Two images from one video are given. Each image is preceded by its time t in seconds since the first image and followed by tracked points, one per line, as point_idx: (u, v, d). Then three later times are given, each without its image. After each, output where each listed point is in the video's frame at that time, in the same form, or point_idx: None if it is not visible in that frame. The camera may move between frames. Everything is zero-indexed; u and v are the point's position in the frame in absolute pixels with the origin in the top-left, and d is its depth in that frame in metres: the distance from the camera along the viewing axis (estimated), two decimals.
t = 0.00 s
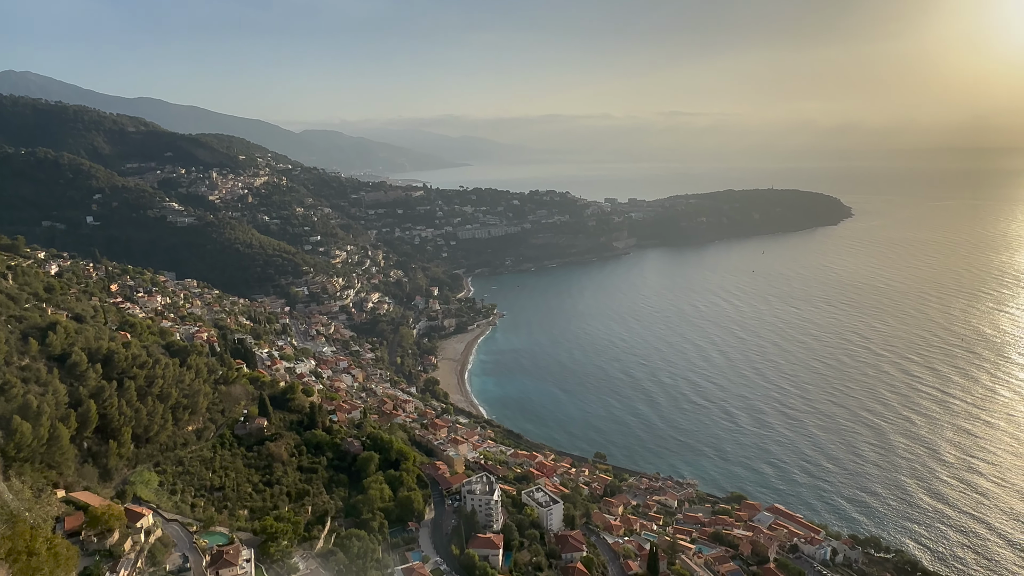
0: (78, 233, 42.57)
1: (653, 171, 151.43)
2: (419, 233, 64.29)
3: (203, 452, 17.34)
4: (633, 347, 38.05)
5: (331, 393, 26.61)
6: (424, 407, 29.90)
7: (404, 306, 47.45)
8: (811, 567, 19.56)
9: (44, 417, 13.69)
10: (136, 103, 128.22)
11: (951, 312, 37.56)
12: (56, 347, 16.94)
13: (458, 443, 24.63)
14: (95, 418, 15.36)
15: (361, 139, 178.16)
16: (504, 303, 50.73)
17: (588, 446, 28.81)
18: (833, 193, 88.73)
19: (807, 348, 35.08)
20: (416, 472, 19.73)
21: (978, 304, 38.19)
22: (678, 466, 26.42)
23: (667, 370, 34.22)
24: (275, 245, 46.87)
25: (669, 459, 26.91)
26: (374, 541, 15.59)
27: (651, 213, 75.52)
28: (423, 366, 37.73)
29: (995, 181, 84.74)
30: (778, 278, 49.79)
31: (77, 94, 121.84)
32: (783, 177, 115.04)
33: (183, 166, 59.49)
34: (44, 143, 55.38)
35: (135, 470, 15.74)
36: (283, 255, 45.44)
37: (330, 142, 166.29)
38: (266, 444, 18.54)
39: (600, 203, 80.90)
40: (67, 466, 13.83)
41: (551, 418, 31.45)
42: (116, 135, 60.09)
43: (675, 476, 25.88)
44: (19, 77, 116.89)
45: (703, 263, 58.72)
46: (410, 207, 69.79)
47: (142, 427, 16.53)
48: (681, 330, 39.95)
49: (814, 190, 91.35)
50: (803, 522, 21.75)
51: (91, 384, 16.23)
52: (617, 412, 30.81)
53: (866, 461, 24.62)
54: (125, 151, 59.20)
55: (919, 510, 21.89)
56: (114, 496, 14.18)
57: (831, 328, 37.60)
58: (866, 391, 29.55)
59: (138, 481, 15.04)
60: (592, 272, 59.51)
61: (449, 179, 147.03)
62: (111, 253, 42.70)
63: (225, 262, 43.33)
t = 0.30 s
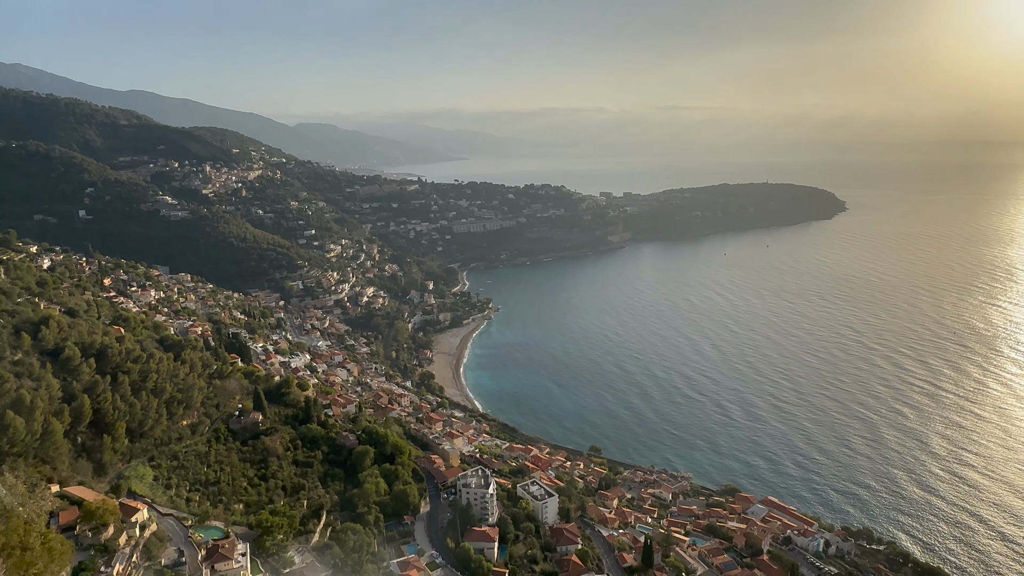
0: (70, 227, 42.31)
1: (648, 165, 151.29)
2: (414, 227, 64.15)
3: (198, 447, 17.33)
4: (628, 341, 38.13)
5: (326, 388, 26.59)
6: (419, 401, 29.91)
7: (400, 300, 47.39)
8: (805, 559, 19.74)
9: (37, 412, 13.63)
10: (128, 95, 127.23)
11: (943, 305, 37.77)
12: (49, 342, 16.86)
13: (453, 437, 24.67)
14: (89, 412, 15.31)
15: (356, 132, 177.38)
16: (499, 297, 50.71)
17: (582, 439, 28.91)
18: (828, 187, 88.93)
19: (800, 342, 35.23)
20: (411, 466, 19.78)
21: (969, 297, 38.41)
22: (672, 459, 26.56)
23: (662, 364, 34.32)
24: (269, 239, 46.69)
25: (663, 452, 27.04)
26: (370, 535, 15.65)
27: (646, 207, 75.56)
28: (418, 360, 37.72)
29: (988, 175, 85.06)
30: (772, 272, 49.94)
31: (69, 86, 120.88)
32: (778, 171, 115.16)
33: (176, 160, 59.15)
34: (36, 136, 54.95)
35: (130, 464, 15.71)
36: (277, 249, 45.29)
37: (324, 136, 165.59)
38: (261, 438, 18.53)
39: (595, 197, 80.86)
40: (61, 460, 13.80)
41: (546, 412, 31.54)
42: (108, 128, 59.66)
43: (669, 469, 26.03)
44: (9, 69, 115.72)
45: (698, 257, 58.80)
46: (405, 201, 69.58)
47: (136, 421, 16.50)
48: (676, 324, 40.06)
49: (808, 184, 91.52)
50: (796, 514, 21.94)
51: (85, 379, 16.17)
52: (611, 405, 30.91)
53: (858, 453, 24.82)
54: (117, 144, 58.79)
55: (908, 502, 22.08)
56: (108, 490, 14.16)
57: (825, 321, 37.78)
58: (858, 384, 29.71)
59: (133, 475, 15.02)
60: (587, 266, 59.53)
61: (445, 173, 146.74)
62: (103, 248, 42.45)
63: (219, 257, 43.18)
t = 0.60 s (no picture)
0: (59, 220, 41.92)
1: (641, 158, 151.34)
2: (406, 220, 63.96)
3: (190, 441, 17.28)
4: (620, 334, 38.23)
5: (318, 381, 26.54)
6: (411, 393, 29.91)
7: (392, 294, 47.28)
8: (795, 549, 19.99)
9: (27, 407, 13.53)
10: (116, 87, 125.87)
11: (931, 297, 38.08)
12: (38, 336, 16.72)
13: (446, 430, 24.69)
14: (79, 407, 15.21)
15: (347, 125, 176.37)
16: (491, 290, 50.69)
17: (574, 432, 29.03)
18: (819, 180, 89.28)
19: (790, 334, 35.44)
20: (404, 459, 19.79)
21: (957, 289, 38.72)
22: (664, 451, 26.71)
23: (654, 356, 34.46)
24: (261, 232, 46.43)
25: (655, 444, 27.20)
26: (363, 528, 15.71)
27: (638, 199, 75.63)
28: (411, 353, 37.68)
29: (977, 168, 85.59)
30: (763, 265, 50.15)
31: (55, 77, 119.43)
32: (769, 164, 115.50)
33: (165, 152, 58.63)
34: (22, 128, 54.30)
35: (121, 458, 15.65)
36: (268, 242, 45.05)
37: (315, 128, 164.57)
38: (253, 432, 18.49)
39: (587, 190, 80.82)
40: (52, 455, 13.72)
41: (539, 404, 31.62)
42: (96, 120, 59.02)
43: (661, 460, 26.19)
44: None
45: (690, 249, 58.94)
46: (396, 193, 69.32)
47: (127, 415, 16.41)
48: (668, 316, 40.20)
49: (800, 177, 91.80)
50: (786, 504, 22.16)
51: (75, 373, 16.06)
52: (604, 398, 31.03)
53: (847, 444, 25.06)
54: (105, 136, 58.20)
55: (895, 493, 22.34)
56: (99, 485, 14.10)
57: (815, 313, 38.02)
58: (847, 376, 29.95)
59: (125, 470, 14.96)
60: (580, 258, 59.56)
61: (437, 165, 146.26)
62: (92, 241, 42.10)
63: (210, 250, 42.93)
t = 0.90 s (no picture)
0: (41, 212, 41.34)
1: (629, 148, 151.42)
2: (394, 211, 63.68)
3: (177, 434, 17.21)
4: (608, 324, 38.37)
5: (307, 373, 26.46)
6: (400, 385, 29.91)
7: (380, 285, 47.14)
8: (781, 535, 20.30)
9: (11, 401, 13.37)
10: (97, 76, 123.90)
11: (916, 286, 38.49)
12: (21, 330, 16.51)
13: (435, 420, 24.72)
14: (64, 401, 15.07)
15: (334, 115, 174.86)
16: (480, 281, 50.65)
17: (563, 422, 29.20)
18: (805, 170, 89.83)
19: (776, 324, 35.74)
20: (394, 450, 19.84)
21: (941, 278, 39.16)
22: (653, 439, 26.95)
23: (642, 346, 34.65)
24: (247, 223, 46.05)
25: (644, 433, 27.41)
26: (353, 519, 15.77)
27: (627, 190, 75.74)
28: (400, 344, 37.62)
29: (961, 158, 86.40)
30: (750, 255, 50.47)
31: (34, 66, 117.33)
32: (757, 154, 116.02)
33: (148, 143, 57.89)
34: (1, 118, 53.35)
35: (108, 452, 15.53)
36: (255, 234, 44.71)
37: (301, 118, 163.10)
38: (242, 425, 18.42)
39: (575, 180, 80.79)
40: (37, 450, 13.59)
41: (528, 395, 31.73)
42: (77, 110, 58.11)
43: (650, 449, 26.39)
44: None
45: (677, 239, 59.17)
46: (384, 184, 68.95)
47: (113, 409, 16.28)
48: (656, 306, 40.39)
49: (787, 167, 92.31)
50: (773, 491, 22.44)
51: (59, 366, 15.88)
52: (592, 388, 31.21)
53: (834, 431, 25.36)
54: (87, 127, 57.35)
55: (877, 479, 22.71)
56: (86, 479, 14.00)
57: (801, 303, 38.36)
58: (831, 364, 30.28)
59: (112, 464, 14.87)
60: (569, 249, 59.61)
61: (425, 156, 145.52)
62: (75, 233, 41.57)
63: (196, 242, 42.56)
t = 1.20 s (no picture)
0: (15, 202, 40.53)
1: (613, 135, 151.35)
2: (378, 199, 63.25)
3: (161, 426, 17.07)
4: (592, 311, 38.54)
5: (292, 363, 26.31)
6: (386, 374, 29.86)
7: (365, 274, 46.88)
8: (764, 517, 20.67)
9: None
10: (71, 63, 121.20)
11: (895, 271, 39.02)
12: None
13: (422, 409, 24.74)
14: (45, 394, 14.86)
15: (315, 102, 172.74)
16: (465, 269, 50.55)
17: (548, 409, 29.38)
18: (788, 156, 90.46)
19: (757, 309, 36.10)
20: (380, 439, 19.84)
21: (920, 263, 39.71)
22: (638, 425, 27.22)
23: (627, 332, 34.87)
24: (228, 212, 45.50)
25: (629, 420, 27.67)
26: (340, 508, 15.80)
27: (611, 177, 75.81)
28: (385, 333, 37.48)
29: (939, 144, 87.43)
30: (733, 241, 50.84)
31: (5, 52, 114.42)
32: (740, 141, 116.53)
33: (126, 131, 56.87)
34: None
35: (90, 445, 15.38)
36: (237, 224, 44.21)
37: (282, 105, 160.93)
38: (226, 416, 18.31)
39: (560, 167, 80.67)
40: (18, 444, 13.40)
41: (514, 382, 31.84)
42: (51, 97, 56.86)
43: (635, 435, 26.65)
44: None
45: (661, 227, 59.43)
46: (367, 172, 68.38)
47: (95, 402, 16.10)
48: (641, 293, 40.62)
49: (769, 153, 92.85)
50: (756, 474, 22.79)
51: (39, 359, 15.64)
52: (578, 375, 31.40)
53: (815, 415, 25.75)
54: (62, 114, 56.15)
55: (856, 460, 23.16)
56: (68, 472, 13.85)
57: (783, 288, 38.77)
58: (811, 349, 30.69)
59: (94, 456, 14.73)
60: (554, 237, 59.63)
61: (409, 143, 144.45)
62: (52, 223, 40.82)
63: (176, 232, 42.00)
